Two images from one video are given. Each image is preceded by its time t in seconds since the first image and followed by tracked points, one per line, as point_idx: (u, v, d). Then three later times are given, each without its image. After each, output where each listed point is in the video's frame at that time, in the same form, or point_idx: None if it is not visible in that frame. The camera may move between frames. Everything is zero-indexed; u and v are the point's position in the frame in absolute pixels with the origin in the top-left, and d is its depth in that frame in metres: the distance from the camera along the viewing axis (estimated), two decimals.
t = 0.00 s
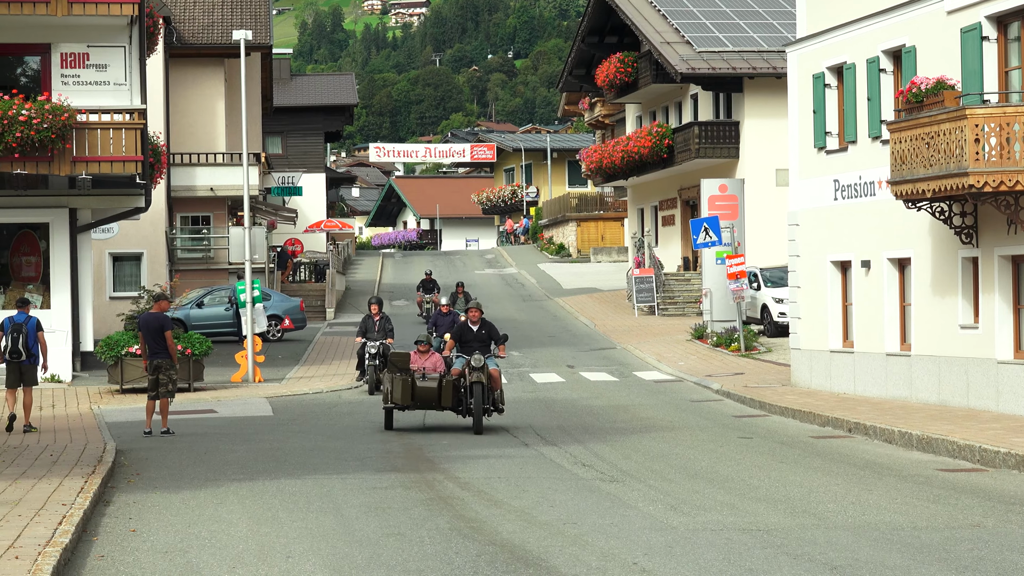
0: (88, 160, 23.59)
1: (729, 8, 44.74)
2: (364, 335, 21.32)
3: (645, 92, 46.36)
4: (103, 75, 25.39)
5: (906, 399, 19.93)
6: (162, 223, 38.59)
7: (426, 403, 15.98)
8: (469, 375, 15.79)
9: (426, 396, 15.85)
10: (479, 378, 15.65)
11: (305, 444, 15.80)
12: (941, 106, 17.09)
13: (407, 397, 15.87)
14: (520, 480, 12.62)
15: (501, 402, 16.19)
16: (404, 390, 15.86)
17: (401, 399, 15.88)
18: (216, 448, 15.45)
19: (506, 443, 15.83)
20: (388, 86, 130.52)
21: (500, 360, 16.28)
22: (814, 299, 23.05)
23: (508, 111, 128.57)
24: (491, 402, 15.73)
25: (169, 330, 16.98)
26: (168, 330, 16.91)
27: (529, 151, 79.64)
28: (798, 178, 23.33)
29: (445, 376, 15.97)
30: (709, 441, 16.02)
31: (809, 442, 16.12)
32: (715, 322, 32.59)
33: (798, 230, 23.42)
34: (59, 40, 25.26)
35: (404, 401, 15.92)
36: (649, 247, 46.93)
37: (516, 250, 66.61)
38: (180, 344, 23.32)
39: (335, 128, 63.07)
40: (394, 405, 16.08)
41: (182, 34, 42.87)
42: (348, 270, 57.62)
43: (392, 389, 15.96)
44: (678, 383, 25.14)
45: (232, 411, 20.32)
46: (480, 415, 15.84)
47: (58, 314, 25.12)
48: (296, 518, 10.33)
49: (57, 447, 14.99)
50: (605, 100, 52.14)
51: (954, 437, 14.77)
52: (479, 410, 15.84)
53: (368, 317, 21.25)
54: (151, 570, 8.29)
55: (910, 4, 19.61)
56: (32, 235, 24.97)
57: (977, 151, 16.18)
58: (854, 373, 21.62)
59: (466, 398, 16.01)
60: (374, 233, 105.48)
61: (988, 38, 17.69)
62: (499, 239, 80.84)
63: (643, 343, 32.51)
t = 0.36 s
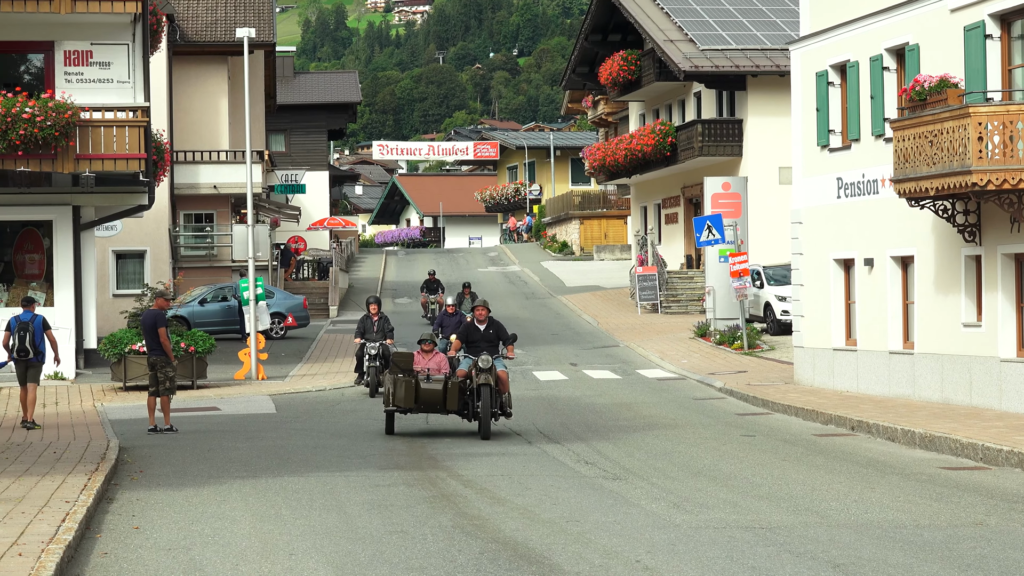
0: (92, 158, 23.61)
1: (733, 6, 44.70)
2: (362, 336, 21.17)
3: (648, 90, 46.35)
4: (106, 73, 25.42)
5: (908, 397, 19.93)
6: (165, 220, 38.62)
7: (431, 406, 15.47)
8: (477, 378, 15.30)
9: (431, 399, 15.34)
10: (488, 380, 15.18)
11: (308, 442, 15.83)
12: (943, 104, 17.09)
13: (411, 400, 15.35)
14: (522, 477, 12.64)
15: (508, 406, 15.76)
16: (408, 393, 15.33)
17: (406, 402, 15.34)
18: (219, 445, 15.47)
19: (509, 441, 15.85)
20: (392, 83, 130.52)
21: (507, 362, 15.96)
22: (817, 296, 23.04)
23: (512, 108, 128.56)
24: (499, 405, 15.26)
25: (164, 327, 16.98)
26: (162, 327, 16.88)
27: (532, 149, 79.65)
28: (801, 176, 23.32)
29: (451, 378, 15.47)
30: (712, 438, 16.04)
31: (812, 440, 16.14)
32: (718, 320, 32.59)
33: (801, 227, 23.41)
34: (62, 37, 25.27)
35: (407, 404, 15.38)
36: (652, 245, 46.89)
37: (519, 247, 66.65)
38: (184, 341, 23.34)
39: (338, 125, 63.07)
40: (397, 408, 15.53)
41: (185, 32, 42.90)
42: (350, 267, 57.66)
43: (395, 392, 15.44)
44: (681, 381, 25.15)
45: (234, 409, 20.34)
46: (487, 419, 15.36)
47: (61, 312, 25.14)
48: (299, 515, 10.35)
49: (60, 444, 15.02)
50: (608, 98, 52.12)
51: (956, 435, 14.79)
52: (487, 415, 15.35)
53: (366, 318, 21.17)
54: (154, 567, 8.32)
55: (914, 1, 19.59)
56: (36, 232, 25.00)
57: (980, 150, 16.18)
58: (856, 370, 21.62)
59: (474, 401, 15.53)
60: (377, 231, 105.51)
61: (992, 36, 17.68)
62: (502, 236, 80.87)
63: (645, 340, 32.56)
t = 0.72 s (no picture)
0: (94, 152, 23.58)
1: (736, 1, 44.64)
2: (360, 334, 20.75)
3: (651, 85, 46.31)
4: (110, 67, 25.46)
5: (911, 392, 19.91)
6: (168, 215, 38.64)
7: (437, 407, 14.90)
8: (485, 377, 14.69)
9: (436, 399, 14.80)
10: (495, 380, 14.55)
11: (311, 436, 15.84)
12: (947, 99, 17.06)
13: (415, 400, 14.80)
14: (525, 472, 12.64)
15: (518, 407, 15.08)
16: (412, 393, 14.78)
17: (409, 403, 14.79)
18: (222, 439, 15.48)
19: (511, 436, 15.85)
20: (394, 78, 130.55)
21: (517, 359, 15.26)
22: (819, 291, 23.02)
23: (514, 104, 128.46)
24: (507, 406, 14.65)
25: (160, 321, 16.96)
26: (157, 322, 16.85)
27: (535, 144, 79.60)
28: (805, 171, 23.28)
29: (457, 377, 14.88)
30: (714, 433, 16.04)
31: (815, 434, 16.13)
32: (721, 315, 32.57)
33: (804, 223, 23.39)
34: (65, 32, 25.26)
35: (412, 404, 14.85)
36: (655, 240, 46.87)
37: (522, 243, 66.65)
38: (187, 335, 23.35)
39: (341, 120, 63.06)
40: (400, 409, 15.00)
41: (188, 27, 42.90)
42: (353, 263, 57.65)
43: (398, 392, 14.90)
44: (684, 376, 25.15)
45: (237, 403, 20.36)
46: (495, 421, 14.73)
47: (64, 306, 25.14)
48: (301, 509, 10.35)
49: (63, 438, 15.01)
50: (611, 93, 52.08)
51: (959, 430, 14.78)
52: (495, 417, 14.72)
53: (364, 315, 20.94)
54: (157, 561, 8.31)
55: None
56: (38, 226, 24.99)
57: (983, 145, 16.15)
58: (859, 366, 21.59)
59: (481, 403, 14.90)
60: (380, 226, 105.54)
61: (995, 31, 17.62)
62: (505, 232, 80.85)
63: (648, 335, 32.56)
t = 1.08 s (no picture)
0: (95, 140, 23.62)
1: None
2: (359, 324, 20.12)
3: (651, 74, 46.39)
4: (111, 55, 25.37)
5: (912, 380, 19.91)
6: (170, 203, 38.63)
7: (443, 403, 14.01)
8: (494, 370, 13.85)
9: (442, 394, 13.93)
10: (505, 372, 13.72)
11: (311, 424, 15.86)
12: (948, 88, 17.04)
13: (420, 395, 13.94)
14: (526, 460, 12.65)
15: (528, 402, 14.15)
16: (415, 388, 13.93)
17: (413, 397, 13.94)
18: (222, 427, 15.50)
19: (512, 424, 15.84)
20: (396, 66, 130.32)
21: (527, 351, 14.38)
22: (820, 280, 23.02)
23: (516, 92, 128.25)
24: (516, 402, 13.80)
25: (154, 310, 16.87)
26: (158, 307, 16.81)
27: (537, 132, 79.52)
28: (806, 160, 23.26)
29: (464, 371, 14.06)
30: (715, 421, 16.05)
31: (815, 423, 16.14)
32: (722, 304, 32.56)
33: (805, 212, 23.37)
34: (67, 20, 25.22)
35: (416, 400, 13.99)
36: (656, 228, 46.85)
37: (523, 231, 66.61)
38: (188, 323, 23.37)
39: (342, 108, 62.98)
40: (402, 404, 14.14)
41: (190, 15, 42.81)
42: (354, 251, 57.64)
43: (401, 386, 14.04)
44: (685, 364, 25.15)
45: (238, 391, 20.38)
46: (505, 418, 13.80)
47: (66, 294, 25.15)
48: (303, 497, 10.36)
49: (64, 426, 15.02)
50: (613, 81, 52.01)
51: (960, 418, 14.78)
52: (504, 413, 13.80)
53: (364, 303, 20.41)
54: (158, 548, 8.32)
55: None
56: (40, 215, 24.99)
57: (985, 134, 16.12)
58: (860, 354, 21.59)
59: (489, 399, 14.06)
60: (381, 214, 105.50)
61: (996, 20, 17.58)
62: (506, 220, 80.83)
63: (649, 324, 32.55)
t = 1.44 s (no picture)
0: (94, 118, 23.50)
1: None
2: (359, 305, 19.43)
3: (651, 52, 46.23)
4: (110, 33, 25.29)
5: (911, 358, 19.92)
6: (169, 181, 38.55)
7: (450, 387, 13.14)
8: (504, 352, 12.99)
9: (448, 377, 13.07)
10: (516, 354, 12.86)
11: (311, 401, 15.86)
12: (948, 66, 16.97)
13: (425, 378, 13.10)
14: (525, 437, 12.66)
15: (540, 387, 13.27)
16: (421, 371, 13.10)
17: (418, 381, 13.10)
18: (222, 404, 15.51)
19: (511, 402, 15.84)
20: (396, 43, 129.90)
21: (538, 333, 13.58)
22: (820, 257, 23.00)
23: (516, 69, 127.68)
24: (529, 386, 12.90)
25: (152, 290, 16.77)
26: (155, 284, 16.84)
27: (536, 110, 79.32)
28: (806, 137, 23.20)
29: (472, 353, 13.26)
30: (715, 399, 16.06)
31: (814, 400, 16.13)
32: (722, 281, 32.51)
33: (805, 189, 23.33)
34: None
35: (421, 384, 13.13)
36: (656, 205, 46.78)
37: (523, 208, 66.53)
38: (188, 301, 23.34)
39: (342, 86, 62.81)
40: (405, 388, 13.30)
41: None
42: (354, 228, 57.57)
43: (404, 370, 13.23)
44: (684, 341, 25.15)
45: (238, 368, 20.39)
46: (516, 403, 12.89)
47: (65, 272, 25.12)
48: (302, 474, 10.38)
49: (63, 403, 15.03)
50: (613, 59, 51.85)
51: (959, 396, 14.78)
52: (515, 398, 12.89)
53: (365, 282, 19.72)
54: (158, 525, 8.33)
55: None
56: (39, 192, 24.96)
57: (985, 111, 16.06)
58: (860, 332, 21.57)
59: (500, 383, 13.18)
60: (381, 192, 105.38)
61: None
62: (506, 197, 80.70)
63: (649, 301, 32.53)
